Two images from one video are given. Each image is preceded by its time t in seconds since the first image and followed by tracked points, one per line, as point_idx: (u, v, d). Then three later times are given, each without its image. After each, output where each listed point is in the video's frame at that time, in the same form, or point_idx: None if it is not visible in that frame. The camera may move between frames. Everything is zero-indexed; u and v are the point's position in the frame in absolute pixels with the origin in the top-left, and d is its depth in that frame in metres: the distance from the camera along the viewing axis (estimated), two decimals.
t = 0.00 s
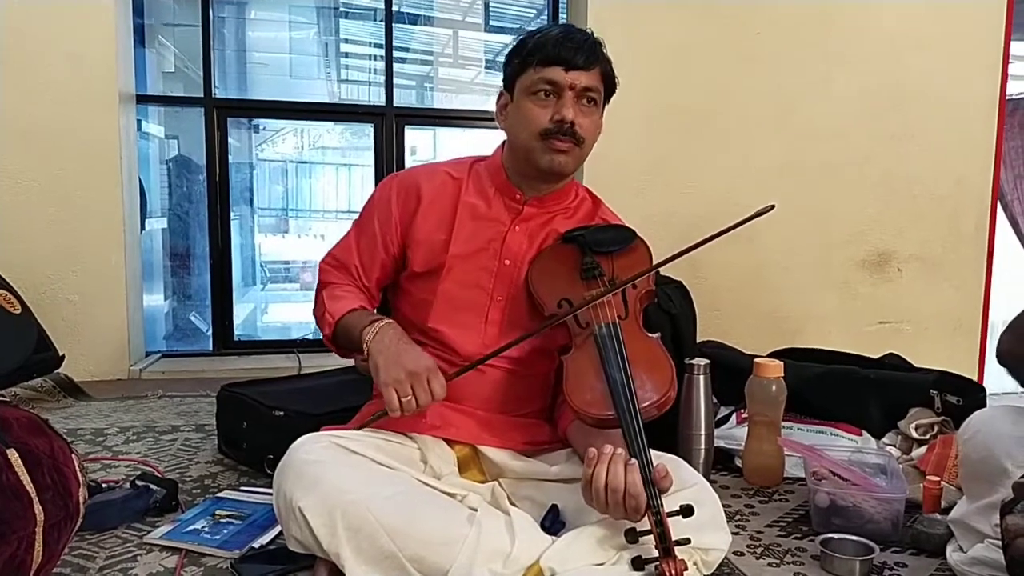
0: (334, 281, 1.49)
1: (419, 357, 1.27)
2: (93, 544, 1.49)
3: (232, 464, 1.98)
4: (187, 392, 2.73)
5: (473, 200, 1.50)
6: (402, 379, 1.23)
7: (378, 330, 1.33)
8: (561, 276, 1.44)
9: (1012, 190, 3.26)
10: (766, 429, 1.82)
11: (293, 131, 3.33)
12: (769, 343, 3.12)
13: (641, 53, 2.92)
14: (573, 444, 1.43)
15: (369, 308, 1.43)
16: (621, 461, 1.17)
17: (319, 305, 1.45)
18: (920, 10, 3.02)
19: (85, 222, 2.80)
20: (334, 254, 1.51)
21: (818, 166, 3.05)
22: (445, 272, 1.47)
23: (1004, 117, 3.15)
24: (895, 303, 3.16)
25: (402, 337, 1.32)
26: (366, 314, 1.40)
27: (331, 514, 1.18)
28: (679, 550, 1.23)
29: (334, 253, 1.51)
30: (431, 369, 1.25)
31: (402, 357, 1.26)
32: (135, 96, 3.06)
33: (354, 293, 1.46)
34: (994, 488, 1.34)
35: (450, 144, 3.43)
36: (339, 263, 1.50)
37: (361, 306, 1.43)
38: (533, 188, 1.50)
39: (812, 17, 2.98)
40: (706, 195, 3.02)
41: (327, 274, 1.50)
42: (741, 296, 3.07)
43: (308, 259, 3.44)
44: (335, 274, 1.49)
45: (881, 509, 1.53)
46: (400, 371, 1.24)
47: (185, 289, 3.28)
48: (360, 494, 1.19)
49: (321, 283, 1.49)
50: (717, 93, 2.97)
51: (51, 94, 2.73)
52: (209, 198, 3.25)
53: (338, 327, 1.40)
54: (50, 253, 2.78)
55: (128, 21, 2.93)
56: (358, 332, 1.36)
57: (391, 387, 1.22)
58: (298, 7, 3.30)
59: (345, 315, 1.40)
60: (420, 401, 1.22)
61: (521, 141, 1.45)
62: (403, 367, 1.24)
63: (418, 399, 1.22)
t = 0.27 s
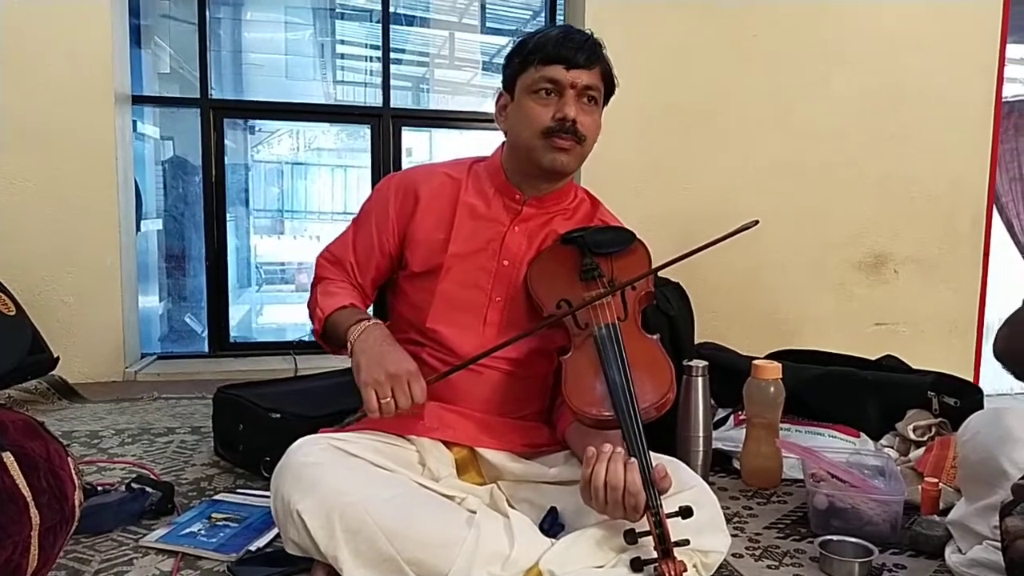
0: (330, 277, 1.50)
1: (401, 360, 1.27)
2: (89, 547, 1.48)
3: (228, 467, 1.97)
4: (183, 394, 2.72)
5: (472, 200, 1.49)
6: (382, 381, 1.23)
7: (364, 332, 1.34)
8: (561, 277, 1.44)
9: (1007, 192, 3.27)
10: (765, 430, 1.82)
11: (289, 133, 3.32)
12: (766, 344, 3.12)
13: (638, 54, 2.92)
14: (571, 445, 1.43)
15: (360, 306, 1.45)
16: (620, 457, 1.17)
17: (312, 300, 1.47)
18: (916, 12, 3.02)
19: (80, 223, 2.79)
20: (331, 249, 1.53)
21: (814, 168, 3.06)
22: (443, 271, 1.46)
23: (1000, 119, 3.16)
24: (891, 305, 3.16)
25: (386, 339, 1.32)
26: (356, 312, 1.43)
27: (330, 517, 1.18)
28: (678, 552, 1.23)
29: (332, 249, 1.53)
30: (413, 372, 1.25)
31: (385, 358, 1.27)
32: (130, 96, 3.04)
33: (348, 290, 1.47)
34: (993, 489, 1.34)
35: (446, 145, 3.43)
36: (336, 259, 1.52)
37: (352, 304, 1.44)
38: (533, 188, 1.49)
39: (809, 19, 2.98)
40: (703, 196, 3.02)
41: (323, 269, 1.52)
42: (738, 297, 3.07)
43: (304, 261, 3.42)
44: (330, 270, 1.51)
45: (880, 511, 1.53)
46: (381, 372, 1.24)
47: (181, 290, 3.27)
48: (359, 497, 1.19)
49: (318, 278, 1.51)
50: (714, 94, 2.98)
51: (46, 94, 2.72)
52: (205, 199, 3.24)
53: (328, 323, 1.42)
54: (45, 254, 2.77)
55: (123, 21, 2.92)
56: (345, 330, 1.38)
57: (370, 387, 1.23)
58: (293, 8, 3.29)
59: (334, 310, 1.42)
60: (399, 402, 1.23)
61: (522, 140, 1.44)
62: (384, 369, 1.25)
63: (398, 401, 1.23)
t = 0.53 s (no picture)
0: (325, 268, 1.49)
1: (386, 356, 1.26)
2: (90, 544, 1.47)
3: (228, 463, 1.96)
4: (181, 390, 2.71)
5: (469, 193, 1.49)
6: (365, 376, 1.23)
7: (351, 326, 1.34)
8: (559, 270, 1.43)
9: (1005, 184, 3.27)
10: (765, 423, 1.81)
11: (284, 128, 3.30)
12: (765, 337, 3.12)
13: (635, 47, 2.91)
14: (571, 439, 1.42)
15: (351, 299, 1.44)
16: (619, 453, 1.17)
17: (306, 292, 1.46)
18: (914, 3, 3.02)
19: (76, 219, 2.78)
20: (327, 240, 1.52)
21: (812, 160, 3.05)
22: (441, 265, 1.46)
23: (997, 111, 3.16)
24: (890, 297, 3.17)
25: (372, 334, 1.32)
26: (347, 305, 1.42)
27: (331, 512, 1.17)
28: (680, 546, 1.23)
29: (328, 239, 1.52)
30: (396, 369, 1.24)
31: (369, 354, 1.26)
32: (126, 91, 3.03)
33: (342, 282, 1.47)
34: (994, 480, 1.34)
35: (443, 139, 3.42)
36: (331, 250, 1.51)
37: (344, 297, 1.44)
38: (531, 182, 1.49)
39: (807, 11, 2.97)
40: (701, 189, 3.02)
41: (319, 260, 1.51)
42: (736, 290, 3.07)
43: (301, 256, 3.41)
44: (326, 262, 1.50)
45: (880, 502, 1.54)
46: (364, 367, 1.24)
47: (178, 286, 3.26)
48: (360, 492, 1.18)
49: (313, 269, 1.51)
50: (712, 87, 2.97)
51: (41, 90, 2.71)
52: (202, 195, 3.23)
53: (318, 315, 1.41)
54: (41, 251, 2.76)
55: (118, 15, 2.90)
56: (333, 322, 1.37)
57: (352, 381, 1.22)
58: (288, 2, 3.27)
59: (325, 303, 1.42)
60: (381, 398, 1.22)
61: (518, 135, 1.44)
62: (368, 364, 1.24)
63: (381, 397, 1.22)
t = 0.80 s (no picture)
0: (328, 266, 1.50)
1: (379, 358, 1.26)
2: (95, 543, 1.47)
3: (232, 462, 1.96)
4: (185, 389, 2.71)
5: (472, 193, 1.49)
6: (357, 377, 1.22)
7: (346, 327, 1.33)
8: (564, 271, 1.43)
9: (1008, 185, 3.27)
10: (770, 423, 1.81)
11: (287, 127, 3.30)
12: (767, 337, 3.12)
13: (639, 47, 2.91)
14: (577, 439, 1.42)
15: (352, 299, 1.45)
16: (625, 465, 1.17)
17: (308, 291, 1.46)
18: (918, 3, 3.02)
19: (81, 218, 2.78)
20: (330, 238, 1.52)
21: (816, 160, 3.05)
22: (444, 264, 1.46)
23: (1001, 111, 3.15)
24: (893, 298, 3.16)
25: (367, 335, 1.31)
26: (346, 304, 1.42)
27: (338, 511, 1.17)
28: (687, 547, 1.23)
29: (332, 237, 1.52)
30: (389, 371, 1.24)
31: (362, 355, 1.26)
32: (129, 91, 3.03)
33: (344, 281, 1.47)
34: (1001, 482, 1.34)
35: (445, 139, 3.41)
36: (335, 248, 1.51)
37: (344, 295, 1.44)
38: (533, 182, 1.48)
39: (811, 11, 2.97)
40: (705, 189, 3.02)
41: (322, 257, 1.51)
42: (739, 290, 3.07)
43: (303, 256, 3.40)
44: (328, 262, 1.50)
45: (885, 503, 1.53)
46: (356, 369, 1.23)
47: (181, 285, 3.26)
48: (365, 491, 1.18)
49: (316, 266, 1.51)
50: (716, 87, 2.97)
51: (45, 89, 2.71)
52: (205, 194, 3.23)
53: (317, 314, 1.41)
54: (45, 250, 2.76)
55: (121, 14, 2.90)
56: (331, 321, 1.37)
57: (344, 382, 1.22)
58: (291, 2, 3.27)
59: (325, 301, 1.42)
60: (373, 400, 1.21)
61: (518, 137, 1.44)
62: (360, 366, 1.24)
63: (372, 399, 1.21)
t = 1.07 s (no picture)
0: (331, 269, 1.50)
1: (371, 364, 1.26)
2: (99, 546, 1.47)
3: (235, 465, 1.97)
4: (188, 392, 2.72)
5: (475, 198, 1.50)
6: (349, 384, 1.23)
7: (342, 332, 1.34)
8: (566, 275, 1.43)
9: (1011, 189, 3.27)
10: (773, 427, 1.81)
11: (289, 130, 3.31)
12: (770, 341, 3.12)
13: (642, 51, 2.91)
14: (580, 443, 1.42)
15: (352, 302, 1.45)
16: (630, 475, 1.18)
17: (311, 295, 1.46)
18: (920, 8, 3.02)
19: (84, 221, 2.78)
20: (334, 240, 1.53)
21: (819, 164, 3.05)
22: (447, 269, 1.46)
23: (1003, 116, 3.16)
24: (895, 302, 3.16)
25: (362, 340, 1.31)
26: (344, 308, 1.42)
27: (342, 515, 1.17)
28: (690, 552, 1.23)
29: (335, 240, 1.53)
30: (381, 378, 1.24)
31: (355, 361, 1.26)
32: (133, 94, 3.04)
33: (347, 283, 1.47)
34: (1005, 487, 1.34)
35: (447, 143, 3.42)
36: (338, 251, 1.52)
37: (345, 299, 1.44)
38: (535, 187, 1.49)
39: (813, 15, 2.98)
40: (707, 193, 3.02)
41: (325, 259, 1.52)
42: (741, 294, 3.07)
43: (305, 258, 3.42)
44: (331, 265, 1.51)
45: (889, 508, 1.53)
46: (349, 375, 1.24)
47: (183, 288, 3.27)
48: (370, 495, 1.18)
49: (319, 268, 1.52)
50: (718, 91, 2.97)
51: (49, 92, 2.72)
52: (208, 197, 3.23)
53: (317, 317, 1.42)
54: (48, 253, 2.76)
55: (125, 18, 2.91)
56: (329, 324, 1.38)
57: (337, 389, 1.22)
58: (293, 5, 3.28)
59: (325, 304, 1.42)
60: (365, 406, 1.21)
61: (518, 145, 1.45)
62: (353, 372, 1.24)
63: (364, 406, 1.21)
